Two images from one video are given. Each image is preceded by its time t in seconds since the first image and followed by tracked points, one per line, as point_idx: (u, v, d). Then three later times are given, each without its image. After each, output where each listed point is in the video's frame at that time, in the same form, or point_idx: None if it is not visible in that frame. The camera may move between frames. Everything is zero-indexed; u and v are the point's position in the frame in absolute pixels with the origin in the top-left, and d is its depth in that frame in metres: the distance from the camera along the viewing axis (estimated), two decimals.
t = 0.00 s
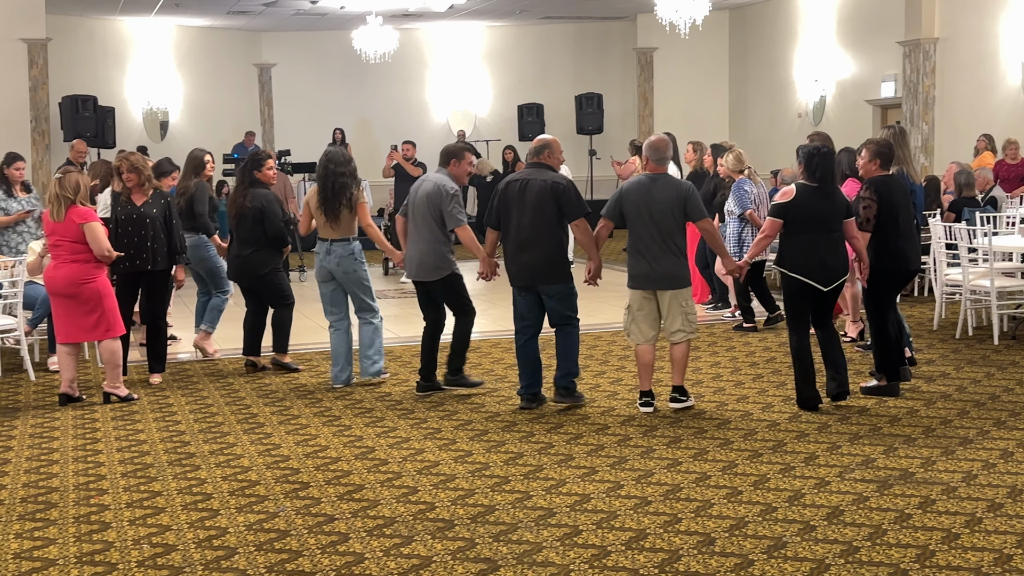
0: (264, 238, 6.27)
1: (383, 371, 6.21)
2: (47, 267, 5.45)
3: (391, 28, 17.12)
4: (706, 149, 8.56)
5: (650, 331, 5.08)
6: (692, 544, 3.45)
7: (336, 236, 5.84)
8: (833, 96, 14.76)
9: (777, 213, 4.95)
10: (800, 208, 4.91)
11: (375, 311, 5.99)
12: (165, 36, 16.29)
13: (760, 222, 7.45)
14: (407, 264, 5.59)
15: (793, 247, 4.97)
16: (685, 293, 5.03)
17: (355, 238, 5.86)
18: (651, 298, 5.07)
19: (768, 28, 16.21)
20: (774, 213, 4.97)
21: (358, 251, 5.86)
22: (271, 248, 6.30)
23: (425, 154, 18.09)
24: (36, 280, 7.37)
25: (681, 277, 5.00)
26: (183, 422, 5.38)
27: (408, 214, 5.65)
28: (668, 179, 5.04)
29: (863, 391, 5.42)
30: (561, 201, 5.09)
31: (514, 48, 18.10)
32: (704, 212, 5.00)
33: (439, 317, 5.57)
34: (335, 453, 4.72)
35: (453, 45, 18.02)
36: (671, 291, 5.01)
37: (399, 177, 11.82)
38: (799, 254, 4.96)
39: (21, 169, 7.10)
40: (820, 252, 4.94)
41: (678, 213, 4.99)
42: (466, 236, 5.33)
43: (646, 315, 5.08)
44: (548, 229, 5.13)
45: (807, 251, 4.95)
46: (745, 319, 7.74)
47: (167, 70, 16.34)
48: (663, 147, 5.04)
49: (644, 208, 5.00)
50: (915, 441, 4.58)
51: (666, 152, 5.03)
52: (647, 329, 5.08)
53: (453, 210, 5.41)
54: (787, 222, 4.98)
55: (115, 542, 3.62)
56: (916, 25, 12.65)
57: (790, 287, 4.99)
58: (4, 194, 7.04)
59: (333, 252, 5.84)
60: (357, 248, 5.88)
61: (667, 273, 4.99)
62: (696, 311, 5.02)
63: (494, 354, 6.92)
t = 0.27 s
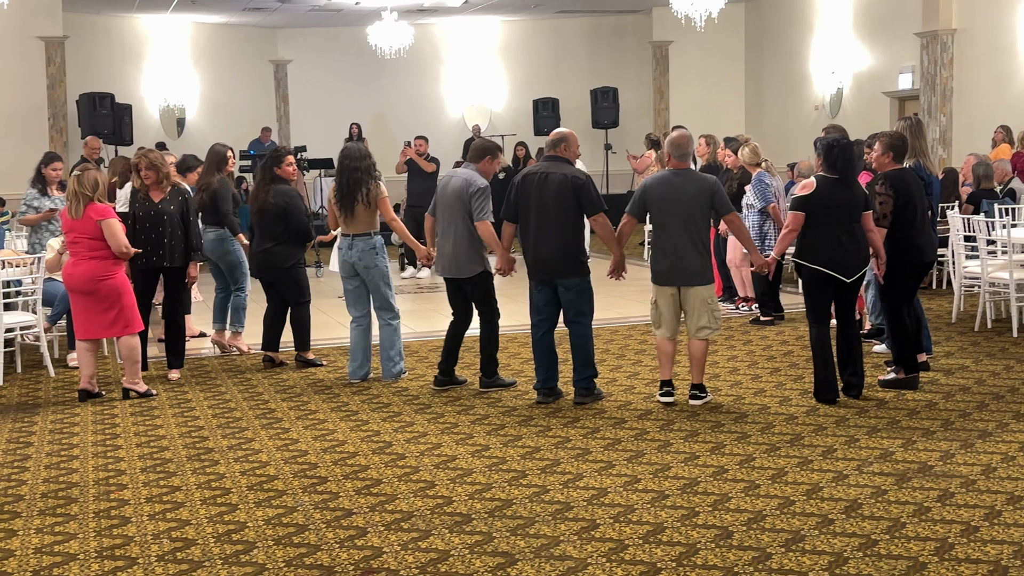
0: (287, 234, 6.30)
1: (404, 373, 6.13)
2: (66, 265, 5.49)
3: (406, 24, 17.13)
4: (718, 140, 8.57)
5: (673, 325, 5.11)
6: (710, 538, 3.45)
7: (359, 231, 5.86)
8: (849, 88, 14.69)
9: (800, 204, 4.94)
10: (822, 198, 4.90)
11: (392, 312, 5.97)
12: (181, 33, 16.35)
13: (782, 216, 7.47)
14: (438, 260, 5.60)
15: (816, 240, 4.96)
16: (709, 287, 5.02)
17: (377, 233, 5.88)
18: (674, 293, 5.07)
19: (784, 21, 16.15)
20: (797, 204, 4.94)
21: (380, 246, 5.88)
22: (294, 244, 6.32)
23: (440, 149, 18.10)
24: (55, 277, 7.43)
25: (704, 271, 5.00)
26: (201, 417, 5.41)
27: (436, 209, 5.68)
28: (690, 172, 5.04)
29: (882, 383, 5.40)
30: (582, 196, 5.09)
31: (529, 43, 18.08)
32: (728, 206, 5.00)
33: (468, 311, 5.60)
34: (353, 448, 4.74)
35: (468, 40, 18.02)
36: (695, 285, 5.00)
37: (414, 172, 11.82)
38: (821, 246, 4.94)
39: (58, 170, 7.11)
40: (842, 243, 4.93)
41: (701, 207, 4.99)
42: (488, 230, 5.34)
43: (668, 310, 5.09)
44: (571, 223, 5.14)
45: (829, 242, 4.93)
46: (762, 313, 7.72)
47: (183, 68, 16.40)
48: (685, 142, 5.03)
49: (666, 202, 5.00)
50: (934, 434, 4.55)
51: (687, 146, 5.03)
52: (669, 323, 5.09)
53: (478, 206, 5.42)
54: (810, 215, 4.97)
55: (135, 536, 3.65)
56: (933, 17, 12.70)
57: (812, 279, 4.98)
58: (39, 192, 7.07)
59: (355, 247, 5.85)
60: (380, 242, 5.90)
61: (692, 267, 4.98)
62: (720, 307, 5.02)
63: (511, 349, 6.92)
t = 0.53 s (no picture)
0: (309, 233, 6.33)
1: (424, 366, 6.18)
2: (91, 264, 5.53)
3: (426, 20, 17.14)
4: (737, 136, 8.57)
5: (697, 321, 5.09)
6: (733, 533, 3.45)
7: (382, 231, 5.87)
8: (872, 80, 14.58)
9: (821, 198, 4.94)
10: (842, 191, 4.91)
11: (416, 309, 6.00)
12: (203, 32, 16.43)
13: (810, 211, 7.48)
14: (464, 258, 5.62)
15: (836, 233, 4.96)
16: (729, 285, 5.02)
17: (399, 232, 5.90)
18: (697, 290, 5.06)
19: (805, 13, 16.05)
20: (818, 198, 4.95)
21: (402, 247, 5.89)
22: (317, 243, 6.35)
23: (461, 146, 18.11)
24: (80, 276, 7.51)
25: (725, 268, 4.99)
26: (225, 414, 5.45)
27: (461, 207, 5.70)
28: (710, 169, 5.02)
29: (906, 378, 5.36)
30: (600, 194, 5.10)
31: (549, 39, 18.06)
32: (748, 202, 4.99)
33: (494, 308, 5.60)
34: (375, 444, 4.76)
35: (488, 36, 18.02)
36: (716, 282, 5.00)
37: (429, 170, 11.80)
38: (841, 238, 4.95)
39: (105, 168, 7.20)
40: (862, 236, 4.93)
41: (721, 203, 4.97)
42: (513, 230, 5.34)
43: (691, 306, 5.07)
44: (590, 221, 5.14)
45: (850, 235, 4.94)
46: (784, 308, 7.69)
47: (205, 66, 16.49)
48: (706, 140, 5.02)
49: (685, 198, 4.99)
50: (959, 429, 4.52)
51: (708, 143, 5.01)
52: (694, 318, 5.08)
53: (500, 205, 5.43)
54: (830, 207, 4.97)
55: (160, 533, 3.68)
56: (956, 8, 12.60)
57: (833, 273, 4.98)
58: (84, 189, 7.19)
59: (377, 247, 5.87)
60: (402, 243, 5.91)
61: (713, 264, 4.98)
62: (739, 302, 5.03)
63: (532, 345, 6.93)
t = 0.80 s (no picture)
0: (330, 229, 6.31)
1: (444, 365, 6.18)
2: (106, 264, 5.54)
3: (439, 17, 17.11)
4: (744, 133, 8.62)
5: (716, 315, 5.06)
6: (750, 531, 3.42)
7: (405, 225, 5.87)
8: (889, 75, 14.46)
9: (830, 191, 4.94)
10: (851, 184, 4.91)
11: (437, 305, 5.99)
12: (217, 31, 16.49)
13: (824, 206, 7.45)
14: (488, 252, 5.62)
15: (844, 225, 4.97)
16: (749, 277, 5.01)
17: (423, 226, 5.89)
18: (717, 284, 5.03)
19: (821, 7, 15.96)
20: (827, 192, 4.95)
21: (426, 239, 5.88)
22: (339, 238, 6.35)
23: (475, 143, 18.08)
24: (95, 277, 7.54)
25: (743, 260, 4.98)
26: (242, 414, 5.46)
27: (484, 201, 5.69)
28: (728, 163, 4.99)
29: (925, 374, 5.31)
30: (619, 187, 5.10)
31: (563, 36, 18.02)
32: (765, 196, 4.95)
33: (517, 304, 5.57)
34: (390, 443, 4.75)
35: (501, 34, 18.00)
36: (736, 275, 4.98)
37: (437, 168, 11.75)
38: (851, 231, 4.95)
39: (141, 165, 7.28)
40: (872, 227, 4.93)
41: (739, 197, 4.94)
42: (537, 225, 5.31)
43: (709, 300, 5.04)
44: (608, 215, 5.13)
45: (860, 227, 4.94)
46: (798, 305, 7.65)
47: (218, 66, 16.53)
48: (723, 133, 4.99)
49: (702, 192, 4.96)
50: (977, 425, 4.48)
51: (725, 136, 4.99)
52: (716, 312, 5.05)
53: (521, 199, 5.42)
54: (838, 200, 4.97)
55: (178, 533, 3.68)
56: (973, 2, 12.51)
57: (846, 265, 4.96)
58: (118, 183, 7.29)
59: (401, 242, 5.88)
60: (426, 235, 5.91)
61: (732, 257, 4.96)
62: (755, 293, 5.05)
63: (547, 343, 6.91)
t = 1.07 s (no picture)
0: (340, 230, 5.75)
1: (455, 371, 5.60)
2: (89, 266, 4.97)
3: None
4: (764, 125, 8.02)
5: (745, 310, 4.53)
6: (782, 553, 2.86)
7: (423, 227, 5.31)
8: (931, 57, 13.77)
9: (868, 188, 4.43)
10: (890, 180, 4.41)
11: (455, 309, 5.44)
12: (207, 17, 15.94)
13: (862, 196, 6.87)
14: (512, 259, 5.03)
15: (880, 228, 4.46)
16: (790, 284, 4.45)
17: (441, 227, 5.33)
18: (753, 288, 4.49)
19: None
20: (863, 189, 4.44)
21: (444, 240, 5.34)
22: (352, 238, 5.78)
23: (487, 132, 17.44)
24: (76, 280, 6.99)
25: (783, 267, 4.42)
26: (232, 424, 4.89)
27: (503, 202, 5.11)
28: (767, 157, 4.43)
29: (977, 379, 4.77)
30: (647, 187, 4.53)
31: (579, 19, 17.38)
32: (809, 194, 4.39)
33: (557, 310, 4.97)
34: (395, 457, 4.17)
35: (513, 20, 17.41)
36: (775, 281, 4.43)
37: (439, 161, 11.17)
38: (886, 234, 4.44)
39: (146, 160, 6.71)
40: (910, 230, 4.43)
41: (779, 195, 4.39)
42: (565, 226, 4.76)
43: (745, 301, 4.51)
44: (633, 216, 4.56)
45: (898, 230, 4.43)
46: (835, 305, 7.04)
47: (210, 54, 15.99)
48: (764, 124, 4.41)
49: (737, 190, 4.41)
50: None
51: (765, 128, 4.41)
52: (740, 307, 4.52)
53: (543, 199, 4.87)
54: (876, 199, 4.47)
55: (167, 553, 3.11)
56: None
57: (879, 270, 4.46)
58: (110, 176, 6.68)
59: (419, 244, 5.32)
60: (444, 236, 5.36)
61: (769, 263, 4.41)
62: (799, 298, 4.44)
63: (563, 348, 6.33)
